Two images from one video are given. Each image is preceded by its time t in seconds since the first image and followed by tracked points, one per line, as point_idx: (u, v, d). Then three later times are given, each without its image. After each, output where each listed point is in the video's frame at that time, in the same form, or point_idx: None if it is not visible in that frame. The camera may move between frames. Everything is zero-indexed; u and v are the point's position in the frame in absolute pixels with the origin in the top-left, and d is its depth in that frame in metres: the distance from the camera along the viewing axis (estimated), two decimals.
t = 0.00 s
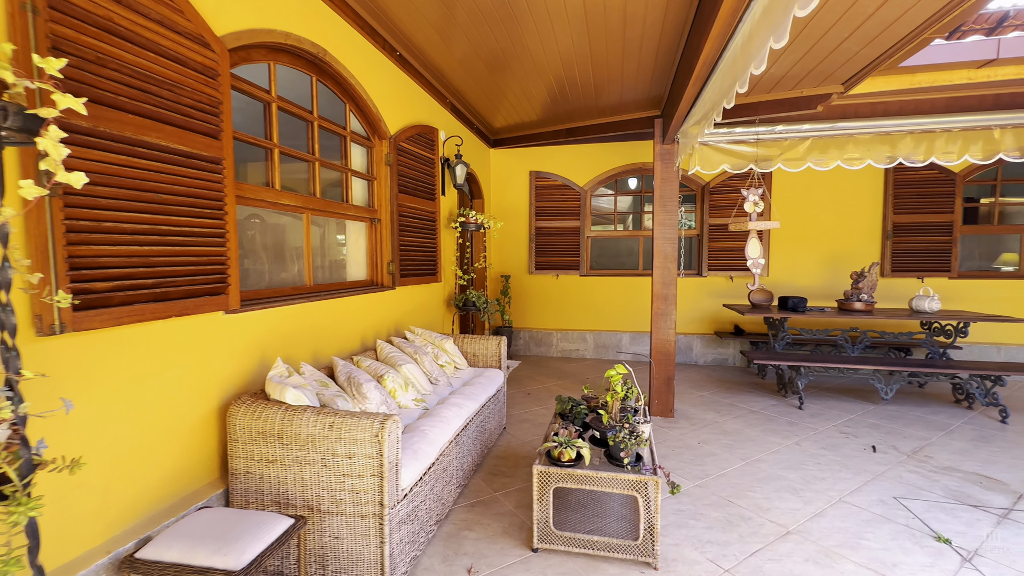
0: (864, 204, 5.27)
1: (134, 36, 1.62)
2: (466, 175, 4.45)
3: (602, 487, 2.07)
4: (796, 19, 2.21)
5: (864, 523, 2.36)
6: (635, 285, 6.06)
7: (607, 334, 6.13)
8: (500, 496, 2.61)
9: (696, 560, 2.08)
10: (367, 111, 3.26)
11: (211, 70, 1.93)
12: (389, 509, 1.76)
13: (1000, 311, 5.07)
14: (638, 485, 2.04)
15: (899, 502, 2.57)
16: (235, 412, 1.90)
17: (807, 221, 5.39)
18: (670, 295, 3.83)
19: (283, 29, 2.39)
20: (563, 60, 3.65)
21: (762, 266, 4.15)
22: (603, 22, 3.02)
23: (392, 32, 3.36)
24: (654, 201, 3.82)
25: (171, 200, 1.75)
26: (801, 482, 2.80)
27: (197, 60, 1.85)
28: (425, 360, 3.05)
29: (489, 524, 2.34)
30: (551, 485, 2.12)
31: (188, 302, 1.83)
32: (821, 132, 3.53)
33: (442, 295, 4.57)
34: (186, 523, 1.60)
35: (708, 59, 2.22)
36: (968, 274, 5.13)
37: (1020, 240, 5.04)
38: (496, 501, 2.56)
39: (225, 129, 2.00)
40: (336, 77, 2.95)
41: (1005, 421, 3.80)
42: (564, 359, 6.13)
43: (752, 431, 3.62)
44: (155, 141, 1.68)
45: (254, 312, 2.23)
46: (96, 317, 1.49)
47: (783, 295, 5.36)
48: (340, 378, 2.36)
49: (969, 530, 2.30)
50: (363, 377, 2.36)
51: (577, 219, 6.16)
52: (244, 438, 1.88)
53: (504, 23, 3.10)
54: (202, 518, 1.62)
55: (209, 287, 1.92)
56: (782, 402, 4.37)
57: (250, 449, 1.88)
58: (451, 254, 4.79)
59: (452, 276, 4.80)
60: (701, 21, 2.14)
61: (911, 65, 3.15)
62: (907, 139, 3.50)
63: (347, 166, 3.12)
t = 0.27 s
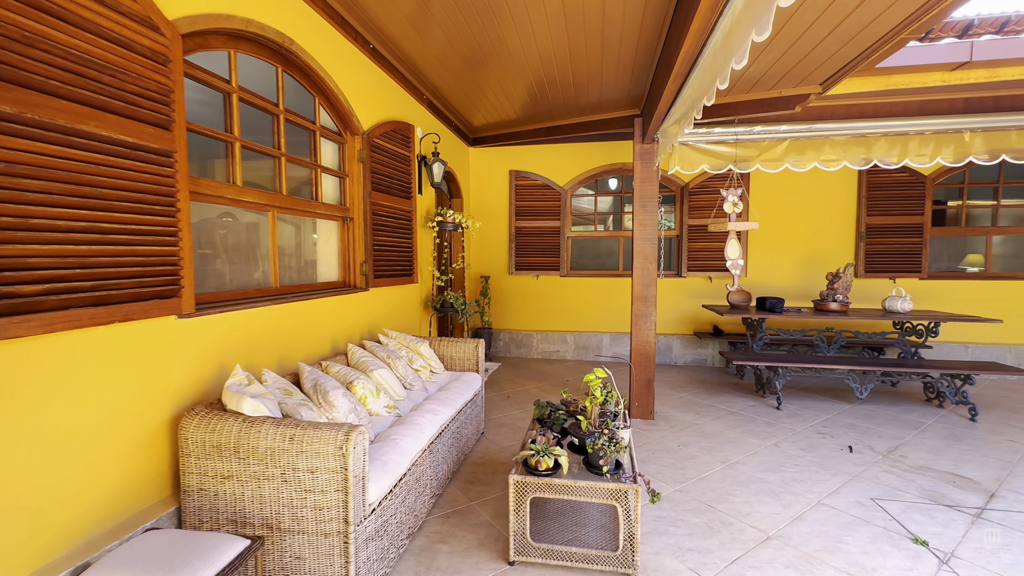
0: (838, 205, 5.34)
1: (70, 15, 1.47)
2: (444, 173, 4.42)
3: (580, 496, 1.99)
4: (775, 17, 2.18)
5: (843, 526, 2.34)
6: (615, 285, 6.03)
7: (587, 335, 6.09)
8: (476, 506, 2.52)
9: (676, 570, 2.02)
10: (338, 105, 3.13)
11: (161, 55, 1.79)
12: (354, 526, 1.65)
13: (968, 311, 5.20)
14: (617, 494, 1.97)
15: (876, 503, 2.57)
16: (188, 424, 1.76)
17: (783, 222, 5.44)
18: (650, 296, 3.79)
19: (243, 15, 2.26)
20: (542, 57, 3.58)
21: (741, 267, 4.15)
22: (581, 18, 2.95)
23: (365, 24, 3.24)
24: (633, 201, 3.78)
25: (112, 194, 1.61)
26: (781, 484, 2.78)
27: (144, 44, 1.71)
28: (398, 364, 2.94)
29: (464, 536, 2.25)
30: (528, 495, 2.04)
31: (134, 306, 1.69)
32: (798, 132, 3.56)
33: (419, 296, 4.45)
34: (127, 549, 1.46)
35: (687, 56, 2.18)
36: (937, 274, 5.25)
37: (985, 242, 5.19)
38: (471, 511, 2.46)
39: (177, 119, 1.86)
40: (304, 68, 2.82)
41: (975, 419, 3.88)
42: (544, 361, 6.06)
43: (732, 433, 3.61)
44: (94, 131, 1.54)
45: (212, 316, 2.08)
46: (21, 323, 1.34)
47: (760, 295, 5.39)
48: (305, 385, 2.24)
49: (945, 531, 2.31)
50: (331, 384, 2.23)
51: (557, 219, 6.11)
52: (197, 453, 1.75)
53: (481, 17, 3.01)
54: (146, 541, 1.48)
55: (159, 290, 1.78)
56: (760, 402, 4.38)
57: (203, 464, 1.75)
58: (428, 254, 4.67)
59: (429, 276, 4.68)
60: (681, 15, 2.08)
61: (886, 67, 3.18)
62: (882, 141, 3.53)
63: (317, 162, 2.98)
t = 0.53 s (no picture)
0: (808, 208, 5.45)
1: None
2: (416, 171, 4.30)
3: (556, 507, 1.92)
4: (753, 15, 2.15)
5: (817, 528, 2.34)
6: (591, 286, 6.01)
7: (563, 337, 6.05)
8: (448, 517, 2.41)
9: None
10: (302, 98, 2.99)
11: (98, 36, 1.63)
12: (314, 549, 1.53)
13: (929, 311, 5.37)
14: (594, 504, 1.90)
15: (848, 503, 2.58)
16: (128, 441, 1.61)
17: (754, 224, 5.52)
18: (626, 297, 3.76)
19: None
20: (517, 54, 3.51)
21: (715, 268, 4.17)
22: (556, 13, 2.89)
23: (332, 15, 3.10)
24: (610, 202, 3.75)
25: (39, 188, 1.45)
26: (756, 486, 2.78)
27: (76, 22, 1.55)
28: (368, 369, 2.81)
29: (436, 551, 2.14)
30: (502, 507, 1.95)
31: (66, 313, 1.53)
32: (771, 135, 3.61)
33: (391, 298, 4.31)
34: None
35: (664, 54, 2.14)
36: (900, 275, 5.42)
37: (944, 244, 5.38)
38: (443, 524, 2.36)
39: (117, 107, 1.70)
40: (265, 58, 2.66)
41: (937, 416, 3.99)
42: (521, 363, 5.99)
43: (707, 434, 3.61)
44: (16, 117, 1.38)
45: (158, 322, 1.93)
46: None
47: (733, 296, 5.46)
48: (264, 396, 2.09)
49: (915, 530, 2.33)
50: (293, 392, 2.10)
51: (533, 219, 6.04)
52: (138, 473, 1.60)
53: (454, 11, 2.91)
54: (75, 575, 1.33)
55: (95, 294, 1.62)
56: (734, 402, 4.41)
57: (145, 485, 1.60)
58: (400, 255, 4.53)
59: (401, 277, 4.55)
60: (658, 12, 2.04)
61: (856, 71, 3.22)
62: (852, 145, 3.60)
63: (279, 158, 2.82)
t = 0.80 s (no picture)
0: (779, 209, 5.54)
1: None
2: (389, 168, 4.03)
3: (533, 518, 1.84)
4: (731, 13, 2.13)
5: (794, 529, 2.34)
6: (568, 287, 5.98)
7: (540, 338, 6.00)
8: (421, 529, 2.32)
9: None
10: (265, 89, 2.84)
11: (26, 12, 1.47)
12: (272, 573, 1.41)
13: (894, 310, 5.54)
14: (572, 514, 1.84)
15: (822, 502, 2.60)
16: (62, 460, 1.46)
17: (728, 225, 5.59)
18: (604, 298, 3.73)
19: None
20: (493, 50, 3.43)
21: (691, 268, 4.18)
22: (531, 7, 2.82)
23: (298, 3, 2.96)
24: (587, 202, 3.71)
25: None
26: (733, 488, 2.77)
27: None
28: (336, 375, 2.68)
29: (408, 566, 2.04)
30: (476, 519, 1.87)
31: None
32: (746, 136, 3.66)
33: (362, 300, 4.17)
34: None
35: (642, 50, 2.10)
36: (866, 275, 5.59)
37: (907, 245, 5.57)
38: (416, 536, 2.26)
39: (51, 92, 1.54)
40: (224, 45, 2.51)
41: (903, 412, 4.10)
42: (497, 364, 5.91)
43: (683, 435, 3.60)
44: None
45: (100, 327, 1.77)
46: None
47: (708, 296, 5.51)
48: (220, 406, 1.95)
49: (887, 528, 2.36)
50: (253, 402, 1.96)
51: (509, 219, 5.97)
52: (74, 495, 1.45)
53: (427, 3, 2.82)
54: None
55: (24, 298, 1.47)
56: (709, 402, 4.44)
57: (82, 508, 1.45)
58: (372, 255, 4.38)
59: (373, 278, 4.40)
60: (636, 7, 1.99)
61: (828, 73, 3.26)
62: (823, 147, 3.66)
63: (241, 152, 2.67)
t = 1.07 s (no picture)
0: (752, 211, 5.64)
1: None
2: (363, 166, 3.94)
3: (511, 527, 1.78)
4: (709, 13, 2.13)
5: (771, 530, 2.35)
6: (546, 287, 5.94)
7: (518, 339, 5.95)
8: (395, 540, 2.23)
9: None
10: (228, 81, 2.70)
11: None
12: None
13: (861, 310, 5.70)
14: (550, 522, 1.79)
15: (797, 501, 2.62)
16: None
17: (703, 226, 5.65)
18: (582, 299, 3.70)
19: None
20: (469, 46, 3.36)
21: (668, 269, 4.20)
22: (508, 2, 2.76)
23: None
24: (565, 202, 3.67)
25: None
26: (711, 488, 2.77)
27: None
28: (305, 381, 2.57)
29: None
30: (452, 530, 1.79)
31: None
32: (721, 138, 3.70)
33: (335, 301, 4.03)
34: None
35: (620, 47, 2.06)
36: (835, 276, 5.73)
37: (873, 247, 5.74)
38: (389, 548, 2.17)
39: None
40: (182, 33, 2.37)
41: (871, 410, 4.21)
42: (475, 366, 5.83)
43: (661, 436, 3.60)
44: None
45: (38, 334, 1.63)
46: None
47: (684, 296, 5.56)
48: (177, 417, 1.83)
49: (860, 526, 2.39)
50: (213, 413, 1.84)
51: (487, 219, 5.90)
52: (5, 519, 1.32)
53: None
54: None
55: None
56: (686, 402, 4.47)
57: (14, 534, 1.32)
58: (345, 255, 4.25)
59: (346, 279, 4.27)
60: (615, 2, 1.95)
61: (801, 76, 3.30)
62: (796, 150, 3.72)
63: (202, 147, 2.52)
